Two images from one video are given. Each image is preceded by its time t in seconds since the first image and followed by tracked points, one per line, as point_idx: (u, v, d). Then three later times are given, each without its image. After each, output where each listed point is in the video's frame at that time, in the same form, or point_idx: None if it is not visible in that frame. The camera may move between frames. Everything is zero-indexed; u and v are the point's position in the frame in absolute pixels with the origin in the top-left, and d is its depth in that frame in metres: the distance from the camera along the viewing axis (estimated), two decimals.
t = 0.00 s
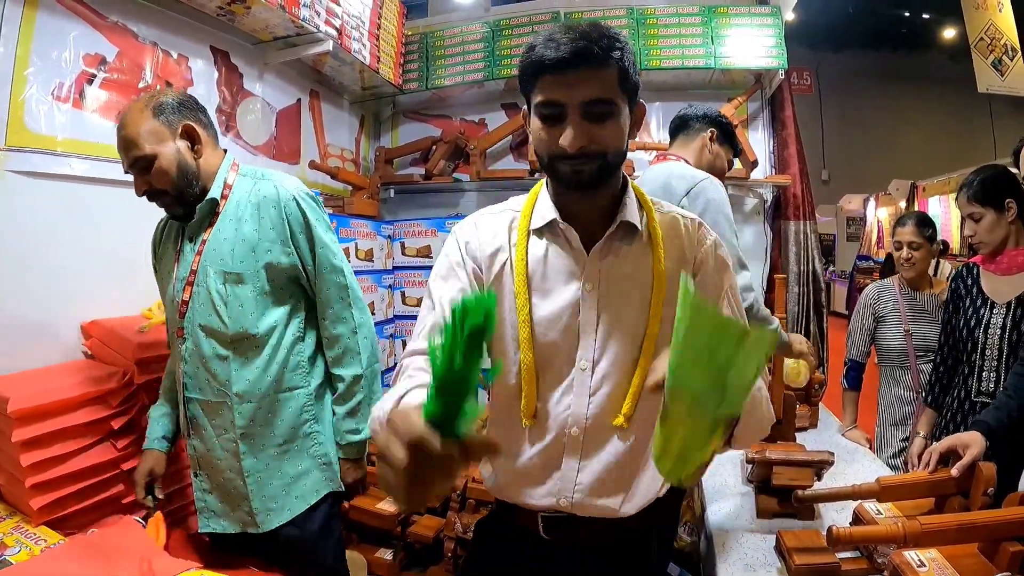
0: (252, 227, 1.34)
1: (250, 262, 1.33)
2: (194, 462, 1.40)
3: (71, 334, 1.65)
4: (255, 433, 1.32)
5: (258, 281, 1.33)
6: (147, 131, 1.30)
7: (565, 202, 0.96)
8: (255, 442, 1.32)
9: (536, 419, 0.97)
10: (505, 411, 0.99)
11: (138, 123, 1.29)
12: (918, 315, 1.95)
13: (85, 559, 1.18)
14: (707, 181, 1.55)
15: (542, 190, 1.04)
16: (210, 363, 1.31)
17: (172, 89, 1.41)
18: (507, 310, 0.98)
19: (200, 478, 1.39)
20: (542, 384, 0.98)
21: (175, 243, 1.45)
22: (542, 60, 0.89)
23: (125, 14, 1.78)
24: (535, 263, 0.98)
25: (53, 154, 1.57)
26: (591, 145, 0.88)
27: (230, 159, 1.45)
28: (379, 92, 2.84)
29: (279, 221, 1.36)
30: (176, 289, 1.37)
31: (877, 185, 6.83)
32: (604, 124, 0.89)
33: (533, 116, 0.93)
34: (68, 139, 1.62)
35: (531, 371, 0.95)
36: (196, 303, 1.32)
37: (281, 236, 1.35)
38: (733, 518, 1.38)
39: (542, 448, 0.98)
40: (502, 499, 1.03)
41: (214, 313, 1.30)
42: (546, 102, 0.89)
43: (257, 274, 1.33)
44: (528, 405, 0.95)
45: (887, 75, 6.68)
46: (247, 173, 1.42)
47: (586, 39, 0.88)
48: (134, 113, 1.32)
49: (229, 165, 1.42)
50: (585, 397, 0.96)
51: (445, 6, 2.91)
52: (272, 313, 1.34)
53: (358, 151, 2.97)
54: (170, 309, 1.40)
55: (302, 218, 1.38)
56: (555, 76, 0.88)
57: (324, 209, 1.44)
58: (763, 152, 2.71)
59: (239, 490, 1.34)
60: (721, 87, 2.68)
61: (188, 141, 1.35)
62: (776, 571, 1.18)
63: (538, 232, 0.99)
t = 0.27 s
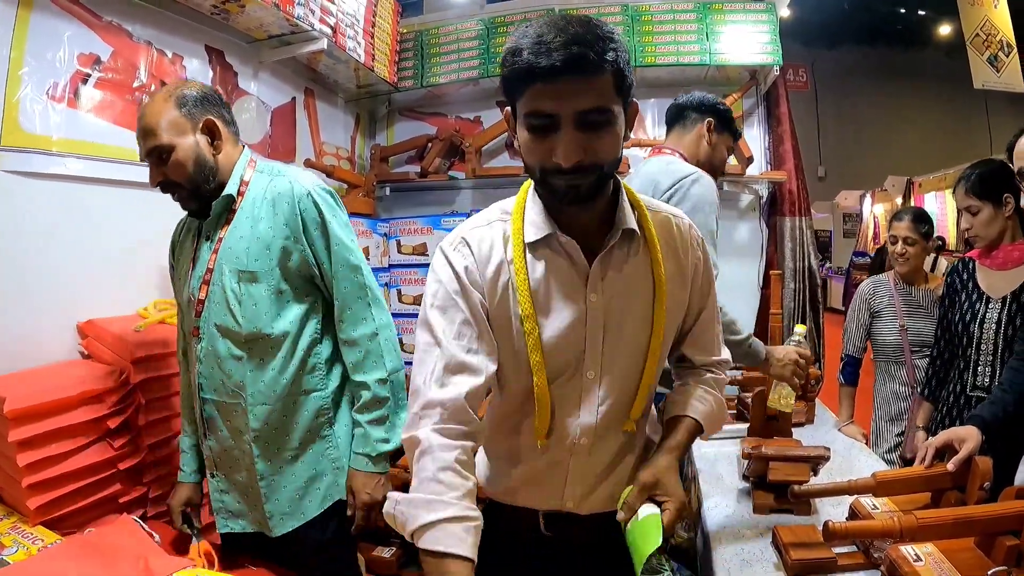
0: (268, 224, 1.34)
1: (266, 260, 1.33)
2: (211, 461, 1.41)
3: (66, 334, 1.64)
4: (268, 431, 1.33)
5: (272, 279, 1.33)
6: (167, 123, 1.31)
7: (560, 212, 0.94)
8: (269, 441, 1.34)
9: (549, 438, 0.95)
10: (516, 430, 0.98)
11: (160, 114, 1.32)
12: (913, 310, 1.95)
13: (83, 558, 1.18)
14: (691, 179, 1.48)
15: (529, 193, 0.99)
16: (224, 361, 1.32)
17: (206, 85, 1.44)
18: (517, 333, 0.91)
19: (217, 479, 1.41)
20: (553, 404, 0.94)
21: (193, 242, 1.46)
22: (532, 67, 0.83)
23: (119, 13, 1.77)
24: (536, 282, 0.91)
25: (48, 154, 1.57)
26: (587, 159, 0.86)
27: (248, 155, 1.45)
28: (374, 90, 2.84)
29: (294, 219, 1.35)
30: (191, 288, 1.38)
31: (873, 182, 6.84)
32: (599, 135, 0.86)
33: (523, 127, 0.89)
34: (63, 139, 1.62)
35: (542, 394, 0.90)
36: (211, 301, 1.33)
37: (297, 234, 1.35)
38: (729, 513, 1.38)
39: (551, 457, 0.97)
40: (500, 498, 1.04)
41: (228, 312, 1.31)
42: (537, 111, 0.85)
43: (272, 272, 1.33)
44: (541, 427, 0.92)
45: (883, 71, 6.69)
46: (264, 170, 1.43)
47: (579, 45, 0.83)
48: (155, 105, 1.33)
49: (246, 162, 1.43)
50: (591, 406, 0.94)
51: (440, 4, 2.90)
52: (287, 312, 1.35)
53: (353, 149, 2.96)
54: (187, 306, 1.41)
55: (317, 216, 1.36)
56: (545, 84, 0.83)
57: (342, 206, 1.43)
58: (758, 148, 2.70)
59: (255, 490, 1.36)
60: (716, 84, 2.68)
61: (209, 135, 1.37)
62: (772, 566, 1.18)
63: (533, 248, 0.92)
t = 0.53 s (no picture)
0: (269, 213, 1.33)
1: (266, 250, 1.32)
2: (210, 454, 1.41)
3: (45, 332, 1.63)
4: (265, 422, 1.32)
5: (272, 269, 1.32)
6: (181, 97, 1.33)
7: (537, 194, 0.94)
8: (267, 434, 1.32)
9: (523, 426, 0.95)
10: (492, 417, 0.97)
11: (176, 87, 1.34)
12: (890, 299, 1.97)
13: (64, 556, 1.16)
14: (652, 176, 1.47)
15: (506, 179, 0.98)
16: (222, 351, 1.31)
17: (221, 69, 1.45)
18: (490, 320, 0.91)
19: (218, 474, 1.39)
20: (527, 391, 0.94)
21: (191, 229, 1.44)
22: (514, 47, 0.83)
23: (95, 7, 1.76)
24: (511, 266, 0.91)
25: (24, 150, 1.55)
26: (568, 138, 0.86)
27: (251, 147, 1.45)
28: (354, 84, 2.83)
29: (295, 210, 1.34)
30: (189, 278, 1.37)
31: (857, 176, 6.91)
32: (581, 115, 0.86)
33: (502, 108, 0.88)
34: (40, 135, 1.60)
35: (515, 380, 0.90)
36: (209, 291, 1.32)
37: (298, 225, 1.34)
38: (709, 502, 1.39)
39: (528, 446, 0.96)
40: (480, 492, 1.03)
41: (227, 301, 1.30)
42: (516, 90, 0.85)
43: (272, 262, 1.32)
44: (515, 415, 0.92)
45: (866, 65, 6.73)
46: (265, 160, 1.42)
47: (559, 28, 0.84)
48: (174, 78, 1.36)
49: (248, 152, 1.43)
50: (566, 392, 0.94)
51: None
52: (287, 303, 1.33)
53: (333, 143, 2.96)
54: (183, 296, 1.40)
55: (320, 207, 1.35)
56: (527, 64, 0.84)
57: (345, 198, 1.41)
58: (738, 140, 2.72)
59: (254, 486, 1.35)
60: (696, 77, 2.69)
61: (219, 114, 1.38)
62: (752, 555, 1.19)
63: (507, 232, 0.92)
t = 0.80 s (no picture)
0: (258, 216, 1.32)
1: (248, 253, 1.30)
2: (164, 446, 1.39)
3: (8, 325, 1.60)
4: (230, 423, 1.30)
5: (254, 277, 1.30)
6: (186, 71, 1.32)
7: (500, 174, 0.97)
8: (230, 436, 1.31)
9: (471, 402, 0.97)
10: (441, 391, 1.00)
11: (182, 59, 1.32)
12: (854, 297, 2.04)
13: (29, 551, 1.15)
14: (611, 171, 1.47)
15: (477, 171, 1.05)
16: (193, 347, 1.29)
17: (234, 47, 1.43)
18: (439, 294, 0.97)
19: (168, 467, 1.38)
20: (472, 364, 0.97)
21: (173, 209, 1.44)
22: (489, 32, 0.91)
23: None
24: (467, 244, 0.98)
25: None
26: (533, 112, 0.89)
27: (252, 137, 1.45)
28: (323, 75, 2.81)
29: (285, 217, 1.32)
30: (164, 263, 1.38)
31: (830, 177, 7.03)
32: (548, 93, 0.91)
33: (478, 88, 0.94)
34: (5, 124, 1.57)
35: (461, 351, 0.94)
36: (183, 284, 1.31)
37: (286, 233, 1.32)
38: (674, 497, 1.41)
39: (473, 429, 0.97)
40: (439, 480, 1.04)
41: (201, 298, 1.29)
42: (488, 71, 0.92)
43: (253, 267, 1.30)
44: (459, 386, 0.94)
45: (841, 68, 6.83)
46: (265, 157, 1.41)
47: (529, 19, 0.91)
48: (182, 48, 1.34)
49: (248, 142, 1.42)
50: (515, 375, 0.96)
51: None
52: (264, 309, 1.31)
53: (301, 135, 2.90)
54: (156, 280, 1.39)
55: (312, 218, 1.33)
56: (503, 44, 0.90)
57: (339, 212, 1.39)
58: (707, 138, 2.76)
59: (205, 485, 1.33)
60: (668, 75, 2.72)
61: (227, 94, 1.37)
62: (716, 550, 1.21)
63: (470, 213, 1.00)
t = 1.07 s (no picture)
0: (248, 198, 1.28)
1: (234, 236, 1.26)
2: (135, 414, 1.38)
3: None
4: (211, 398, 1.30)
5: (237, 262, 1.26)
6: (179, 38, 1.26)
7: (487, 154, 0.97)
8: (207, 411, 1.31)
9: (448, 366, 1.00)
10: (423, 351, 1.04)
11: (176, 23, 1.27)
12: (841, 278, 2.06)
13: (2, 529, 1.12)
14: (607, 141, 1.48)
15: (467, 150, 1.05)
16: (175, 323, 1.28)
17: (235, 10, 1.37)
18: (419, 263, 0.99)
19: (137, 431, 1.37)
20: (448, 329, 0.99)
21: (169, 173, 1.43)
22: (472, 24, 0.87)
23: None
24: (450, 214, 1.00)
25: None
26: (514, 110, 0.89)
27: (254, 105, 1.40)
28: (311, 49, 2.78)
29: (274, 203, 1.27)
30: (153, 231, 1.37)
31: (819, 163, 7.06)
32: (531, 91, 0.89)
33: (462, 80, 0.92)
34: None
35: (436, 315, 0.97)
36: (170, 258, 1.29)
37: (274, 220, 1.27)
38: (659, 474, 1.41)
39: (449, 394, 0.99)
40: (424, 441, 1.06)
41: (184, 276, 1.27)
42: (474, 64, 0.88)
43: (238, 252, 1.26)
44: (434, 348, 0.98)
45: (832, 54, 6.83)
46: (264, 131, 1.36)
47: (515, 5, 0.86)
48: (178, 13, 1.29)
49: (247, 117, 1.37)
50: (488, 344, 0.96)
51: None
52: (250, 292, 1.28)
53: (288, 109, 2.89)
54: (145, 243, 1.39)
55: (304, 209, 1.28)
56: (486, 39, 0.87)
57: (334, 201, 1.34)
58: (697, 117, 2.75)
59: (179, 455, 1.33)
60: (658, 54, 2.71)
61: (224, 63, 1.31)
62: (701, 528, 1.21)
63: (457, 185, 1.01)
